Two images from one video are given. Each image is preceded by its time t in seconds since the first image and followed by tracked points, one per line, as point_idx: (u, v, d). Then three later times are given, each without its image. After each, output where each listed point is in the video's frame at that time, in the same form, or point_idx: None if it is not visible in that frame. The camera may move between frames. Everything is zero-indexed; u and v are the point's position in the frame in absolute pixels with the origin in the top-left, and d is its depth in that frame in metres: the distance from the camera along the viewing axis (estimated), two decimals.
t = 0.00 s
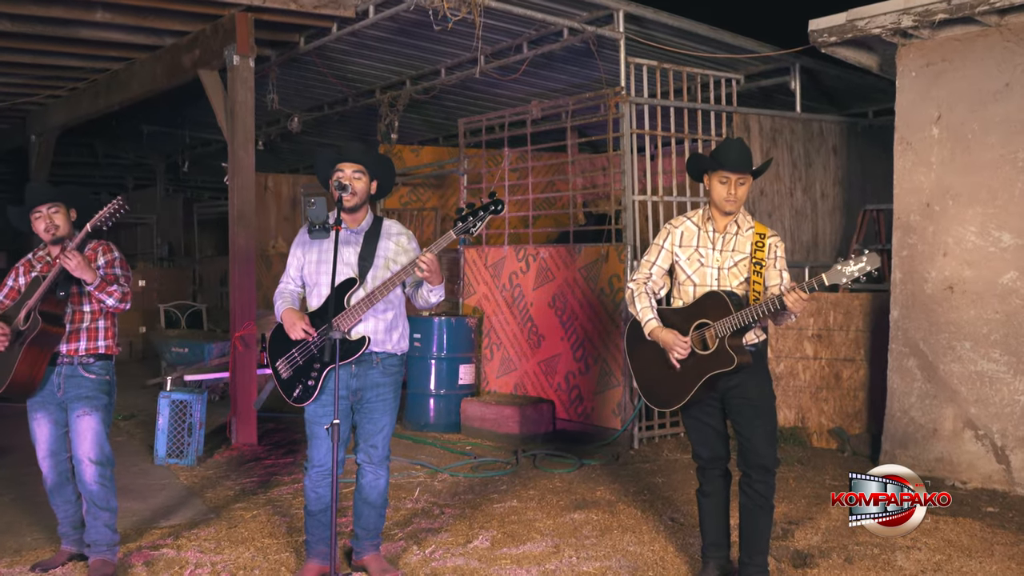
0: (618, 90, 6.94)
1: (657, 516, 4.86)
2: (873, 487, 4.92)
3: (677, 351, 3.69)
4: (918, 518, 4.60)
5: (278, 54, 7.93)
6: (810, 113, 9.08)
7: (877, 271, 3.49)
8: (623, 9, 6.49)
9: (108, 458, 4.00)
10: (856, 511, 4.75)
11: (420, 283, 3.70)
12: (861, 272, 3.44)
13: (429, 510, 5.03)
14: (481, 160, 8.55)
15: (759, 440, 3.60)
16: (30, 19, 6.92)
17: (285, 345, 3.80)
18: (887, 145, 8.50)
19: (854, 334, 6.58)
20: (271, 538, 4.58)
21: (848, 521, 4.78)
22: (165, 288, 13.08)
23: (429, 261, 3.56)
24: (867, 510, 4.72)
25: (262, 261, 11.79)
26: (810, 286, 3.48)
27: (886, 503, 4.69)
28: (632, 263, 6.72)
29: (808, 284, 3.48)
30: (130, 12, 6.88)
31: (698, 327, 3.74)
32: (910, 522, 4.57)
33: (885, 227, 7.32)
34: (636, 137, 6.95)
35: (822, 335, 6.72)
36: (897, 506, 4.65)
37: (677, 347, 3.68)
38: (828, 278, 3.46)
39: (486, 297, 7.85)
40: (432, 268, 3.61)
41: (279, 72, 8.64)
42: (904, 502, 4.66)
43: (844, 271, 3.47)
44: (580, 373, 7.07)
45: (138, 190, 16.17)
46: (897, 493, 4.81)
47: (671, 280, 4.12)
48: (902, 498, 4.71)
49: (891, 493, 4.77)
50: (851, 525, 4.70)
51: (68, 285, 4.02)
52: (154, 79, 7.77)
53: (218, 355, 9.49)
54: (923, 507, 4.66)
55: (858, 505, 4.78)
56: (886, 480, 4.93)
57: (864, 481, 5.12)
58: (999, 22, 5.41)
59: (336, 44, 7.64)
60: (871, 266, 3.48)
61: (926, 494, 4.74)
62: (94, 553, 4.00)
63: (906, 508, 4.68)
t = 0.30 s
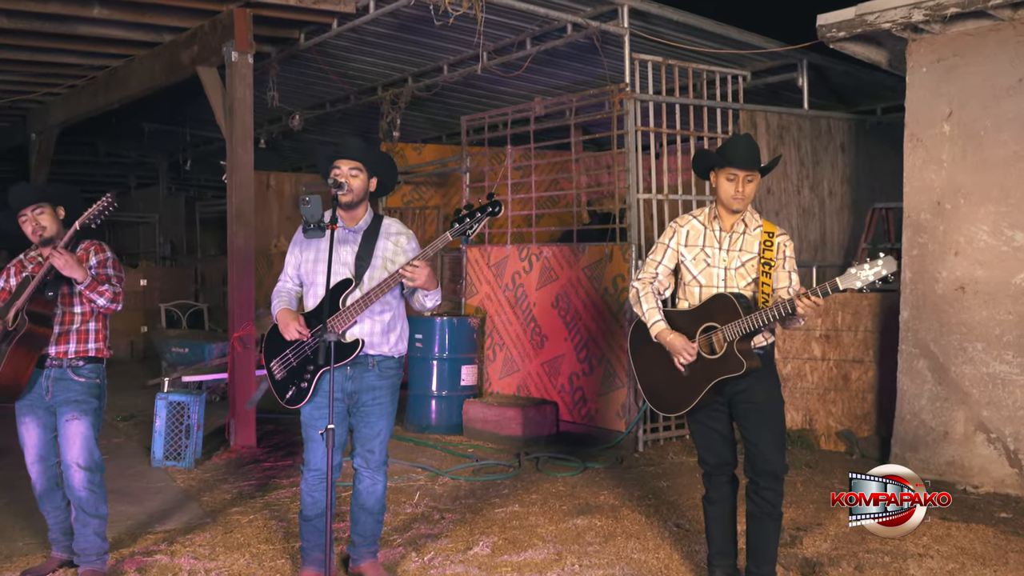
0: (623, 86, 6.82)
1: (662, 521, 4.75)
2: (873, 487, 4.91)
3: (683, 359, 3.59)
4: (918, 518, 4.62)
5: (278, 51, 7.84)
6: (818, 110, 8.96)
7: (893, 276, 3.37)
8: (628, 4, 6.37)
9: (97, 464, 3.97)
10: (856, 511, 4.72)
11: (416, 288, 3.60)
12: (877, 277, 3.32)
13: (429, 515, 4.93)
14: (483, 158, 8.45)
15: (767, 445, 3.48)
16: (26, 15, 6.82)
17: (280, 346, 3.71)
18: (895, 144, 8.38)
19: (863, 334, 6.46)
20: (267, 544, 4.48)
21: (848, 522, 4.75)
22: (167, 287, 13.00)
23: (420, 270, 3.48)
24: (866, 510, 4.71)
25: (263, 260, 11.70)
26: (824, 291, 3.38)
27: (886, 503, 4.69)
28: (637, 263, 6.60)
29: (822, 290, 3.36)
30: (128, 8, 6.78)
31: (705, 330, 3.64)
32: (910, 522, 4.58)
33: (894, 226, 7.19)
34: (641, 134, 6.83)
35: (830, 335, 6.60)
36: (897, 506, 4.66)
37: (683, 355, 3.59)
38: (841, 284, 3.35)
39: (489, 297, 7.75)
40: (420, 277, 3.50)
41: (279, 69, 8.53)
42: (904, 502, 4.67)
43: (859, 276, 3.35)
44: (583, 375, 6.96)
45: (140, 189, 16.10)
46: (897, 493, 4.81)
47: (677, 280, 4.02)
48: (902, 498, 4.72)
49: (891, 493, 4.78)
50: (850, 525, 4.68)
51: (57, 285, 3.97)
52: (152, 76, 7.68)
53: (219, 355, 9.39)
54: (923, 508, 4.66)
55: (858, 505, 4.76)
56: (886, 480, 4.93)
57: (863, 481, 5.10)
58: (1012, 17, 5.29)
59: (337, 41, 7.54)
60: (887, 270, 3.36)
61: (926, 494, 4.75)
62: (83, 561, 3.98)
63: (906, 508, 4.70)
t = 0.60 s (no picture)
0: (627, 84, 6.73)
1: (667, 526, 4.66)
2: (873, 487, 4.88)
3: (687, 344, 3.47)
4: (918, 518, 4.61)
5: (279, 49, 7.77)
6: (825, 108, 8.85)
7: (903, 258, 3.28)
8: None
9: (92, 466, 3.90)
10: (855, 511, 4.72)
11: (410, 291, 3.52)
12: (886, 260, 3.24)
13: (429, 519, 4.85)
14: (487, 156, 8.36)
15: (777, 450, 3.39)
16: (25, 12, 6.75)
17: (279, 347, 3.63)
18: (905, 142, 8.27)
19: (872, 335, 6.36)
20: (265, 549, 4.40)
21: (849, 522, 4.75)
22: (170, 287, 12.94)
23: (412, 275, 3.41)
24: (866, 510, 4.69)
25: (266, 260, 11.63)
26: (831, 279, 3.27)
27: (886, 503, 4.66)
28: (641, 262, 6.51)
29: (828, 278, 3.26)
30: (127, 5, 6.71)
31: (713, 326, 3.55)
32: (910, 522, 4.58)
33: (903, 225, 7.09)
34: (646, 132, 6.74)
35: (838, 336, 6.51)
36: (897, 506, 4.64)
37: (687, 340, 3.48)
38: (848, 268, 3.26)
39: (492, 296, 7.67)
40: (413, 280, 3.42)
41: (279, 67, 8.45)
42: (904, 502, 4.65)
43: (867, 260, 3.27)
44: (588, 376, 6.87)
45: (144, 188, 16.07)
46: (897, 493, 4.77)
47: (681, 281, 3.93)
48: (902, 498, 4.69)
49: (891, 493, 4.75)
50: (850, 525, 4.68)
51: (48, 287, 3.90)
52: (152, 74, 7.60)
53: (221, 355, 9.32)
54: (923, 508, 4.65)
55: (859, 505, 4.74)
56: (886, 480, 4.87)
57: (864, 481, 5.06)
58: None
59: (338, 38, 7.47)
60: (896, 253, 3.27)
61: (926, 494, 4.72)
62: (78, 565, 3.88)
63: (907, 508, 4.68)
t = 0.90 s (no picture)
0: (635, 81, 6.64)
1: (674, 532, 4.57)
2: (872, 487, 4.82)
3: (696, 336, 3.42)
4: (918, 518, 4.60)
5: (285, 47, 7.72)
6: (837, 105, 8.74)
7: (910, 233, 3.20)
8: None
9: (89, 471, 3.84)
10: (856, 511, 4.70)
11: (407, 294, 3.44)
12: (893, 235, 3.16)
13: (432, 524, 4.77)
14: (493, 155, 8.28)
15: (789, 457, 3.29)
16: (28, 10, 6.71)
17: (281, 349, 3.53)
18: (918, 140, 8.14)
19: (884, 336, 6.25)
20: (265, 554, 4.33)
21: (849, 521, 4.75)
22: (178, 287, 12.92)
23: (407, 277, 3.32)
24: (866, 510, 4.66)
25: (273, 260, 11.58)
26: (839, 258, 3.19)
27: (886, 503, 4.62)
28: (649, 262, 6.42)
29: (836, 258, 3.17)
30: (130, 2, 6.66)
31: (721, 321, 3.46)
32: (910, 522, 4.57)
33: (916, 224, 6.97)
34: (654, 130, 6.64)
35: (850, 338, 6.40)
36: (897, 506, 4.61)
37: (696, 332, 3.42)
38: (855, 246, 3.19)
39: (499, 297, 7.59)
40: (408, 282, 3.34)
41: (284, 65, 8.39)
42: (904, 503, 4.61)
43: (874, 237, 3.20)
44: (595, 377, 6.78)
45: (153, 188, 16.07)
46: (897, 493, 4.73)
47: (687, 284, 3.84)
48: (902, 497, 4.65)
49: (891, 493, 4.70)
50: (851, 524, 4.69)
51: (44, 290, 3.90)
52: (158, 72, 7.56)
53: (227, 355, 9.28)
54: (922, 508, 4.62)
55: (858, 505, 4.70)
56: (886, 480, 4.82)
57: (863, 481, 5.00)
58: None
59: (344, 35, 7.42)
60: (903, 228, 3.19)
61: (926, 494, 4.70)
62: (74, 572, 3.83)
63: (907, 509, 4.63)
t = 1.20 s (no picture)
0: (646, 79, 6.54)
1: (684, 538, 4.48)
2: (873, 487, 4.76)
3: (701, 366, 3.32)
4: (918, 518, 4.58)
5: (293, 46, 7.67)
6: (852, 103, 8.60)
7: (926, 239, 3.10)
8: None
9: (86, 476, 3.81)
10: (856, 511, 4.67)
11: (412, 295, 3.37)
12: (908, 241, 3.06)
13: (437, 528, 4.70)
14: (503, 154, 8.20)
15: (799, 465, 3.20)
16: (35, 10, 6.69)
17: (275, 353, 3.44)
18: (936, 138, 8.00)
19: (900, 338, 6.13)
20: (267, 560, 4.27)
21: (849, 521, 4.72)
22: (191, 287, 12.91)
23: (413, 276, 3.26)
24: (866, 510, 4.62)
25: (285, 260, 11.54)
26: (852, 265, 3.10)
27: (886, 503, 4.57)
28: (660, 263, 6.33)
29: (848, 265, 3.08)
30: (137, 2, 6.62)
31: (730, 328, 3.38)
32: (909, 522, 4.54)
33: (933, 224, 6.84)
34: (665, 129, 6.54)
35: (865, 339, 6.27)
36: (897, 506, 4.56)
37: (701, 362, 3.32)
38: (869, 254, 3.09)
39: (509, 297, 7.51)
40: (414, 282, 3.27)
41: (293, 65, 8.35)
42: (903, 503, 4.57)
43: (888, 243, 3.10)
44: (606, 379, 6.69)
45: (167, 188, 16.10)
46: (897, 493, 4.64)
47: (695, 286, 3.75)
48: (902, 498, 4.59)
49: (892, 493, 4.63)
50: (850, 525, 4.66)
51: (43, 291, 3.86)
52: (166, 72, 7.53)
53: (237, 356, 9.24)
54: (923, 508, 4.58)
55: (858, 505, 4.65)
56: (886, 480, 4.77)
57: (864, 481, 4.97)
58: None
59: (352, 34, 7.37)
60: (918, 233, 3.09)
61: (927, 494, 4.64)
62: None
63: (908, 510, 4.58)
